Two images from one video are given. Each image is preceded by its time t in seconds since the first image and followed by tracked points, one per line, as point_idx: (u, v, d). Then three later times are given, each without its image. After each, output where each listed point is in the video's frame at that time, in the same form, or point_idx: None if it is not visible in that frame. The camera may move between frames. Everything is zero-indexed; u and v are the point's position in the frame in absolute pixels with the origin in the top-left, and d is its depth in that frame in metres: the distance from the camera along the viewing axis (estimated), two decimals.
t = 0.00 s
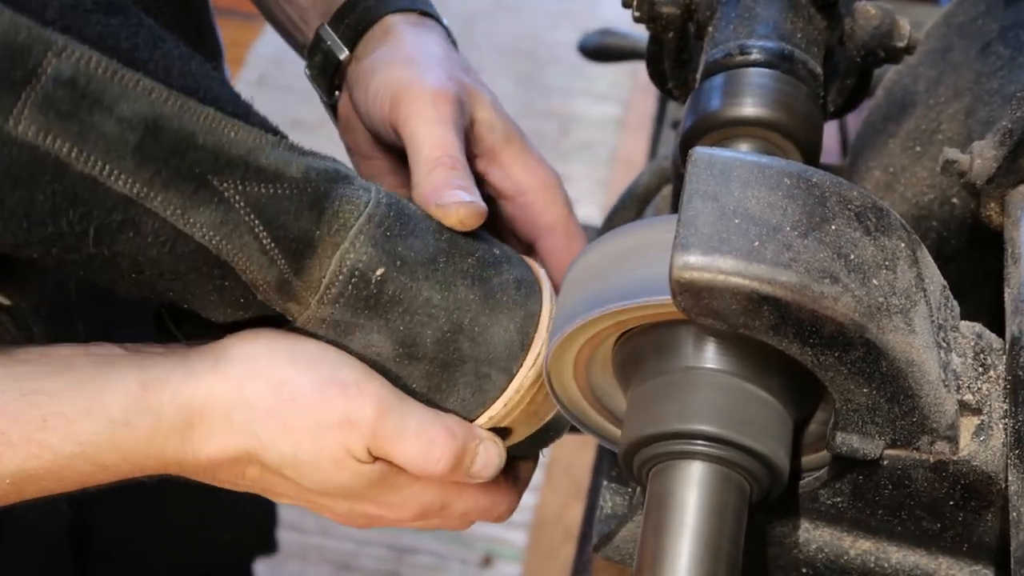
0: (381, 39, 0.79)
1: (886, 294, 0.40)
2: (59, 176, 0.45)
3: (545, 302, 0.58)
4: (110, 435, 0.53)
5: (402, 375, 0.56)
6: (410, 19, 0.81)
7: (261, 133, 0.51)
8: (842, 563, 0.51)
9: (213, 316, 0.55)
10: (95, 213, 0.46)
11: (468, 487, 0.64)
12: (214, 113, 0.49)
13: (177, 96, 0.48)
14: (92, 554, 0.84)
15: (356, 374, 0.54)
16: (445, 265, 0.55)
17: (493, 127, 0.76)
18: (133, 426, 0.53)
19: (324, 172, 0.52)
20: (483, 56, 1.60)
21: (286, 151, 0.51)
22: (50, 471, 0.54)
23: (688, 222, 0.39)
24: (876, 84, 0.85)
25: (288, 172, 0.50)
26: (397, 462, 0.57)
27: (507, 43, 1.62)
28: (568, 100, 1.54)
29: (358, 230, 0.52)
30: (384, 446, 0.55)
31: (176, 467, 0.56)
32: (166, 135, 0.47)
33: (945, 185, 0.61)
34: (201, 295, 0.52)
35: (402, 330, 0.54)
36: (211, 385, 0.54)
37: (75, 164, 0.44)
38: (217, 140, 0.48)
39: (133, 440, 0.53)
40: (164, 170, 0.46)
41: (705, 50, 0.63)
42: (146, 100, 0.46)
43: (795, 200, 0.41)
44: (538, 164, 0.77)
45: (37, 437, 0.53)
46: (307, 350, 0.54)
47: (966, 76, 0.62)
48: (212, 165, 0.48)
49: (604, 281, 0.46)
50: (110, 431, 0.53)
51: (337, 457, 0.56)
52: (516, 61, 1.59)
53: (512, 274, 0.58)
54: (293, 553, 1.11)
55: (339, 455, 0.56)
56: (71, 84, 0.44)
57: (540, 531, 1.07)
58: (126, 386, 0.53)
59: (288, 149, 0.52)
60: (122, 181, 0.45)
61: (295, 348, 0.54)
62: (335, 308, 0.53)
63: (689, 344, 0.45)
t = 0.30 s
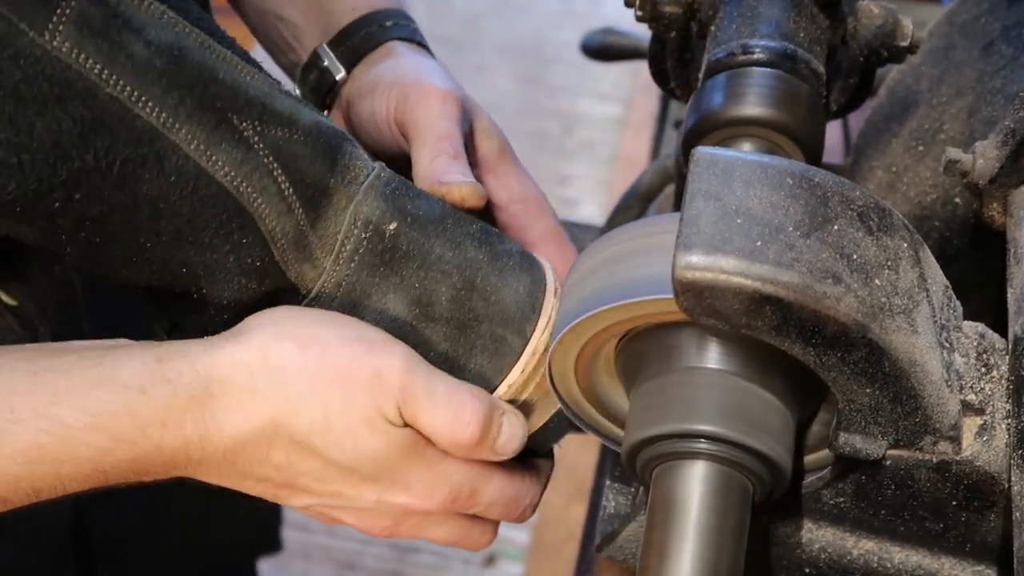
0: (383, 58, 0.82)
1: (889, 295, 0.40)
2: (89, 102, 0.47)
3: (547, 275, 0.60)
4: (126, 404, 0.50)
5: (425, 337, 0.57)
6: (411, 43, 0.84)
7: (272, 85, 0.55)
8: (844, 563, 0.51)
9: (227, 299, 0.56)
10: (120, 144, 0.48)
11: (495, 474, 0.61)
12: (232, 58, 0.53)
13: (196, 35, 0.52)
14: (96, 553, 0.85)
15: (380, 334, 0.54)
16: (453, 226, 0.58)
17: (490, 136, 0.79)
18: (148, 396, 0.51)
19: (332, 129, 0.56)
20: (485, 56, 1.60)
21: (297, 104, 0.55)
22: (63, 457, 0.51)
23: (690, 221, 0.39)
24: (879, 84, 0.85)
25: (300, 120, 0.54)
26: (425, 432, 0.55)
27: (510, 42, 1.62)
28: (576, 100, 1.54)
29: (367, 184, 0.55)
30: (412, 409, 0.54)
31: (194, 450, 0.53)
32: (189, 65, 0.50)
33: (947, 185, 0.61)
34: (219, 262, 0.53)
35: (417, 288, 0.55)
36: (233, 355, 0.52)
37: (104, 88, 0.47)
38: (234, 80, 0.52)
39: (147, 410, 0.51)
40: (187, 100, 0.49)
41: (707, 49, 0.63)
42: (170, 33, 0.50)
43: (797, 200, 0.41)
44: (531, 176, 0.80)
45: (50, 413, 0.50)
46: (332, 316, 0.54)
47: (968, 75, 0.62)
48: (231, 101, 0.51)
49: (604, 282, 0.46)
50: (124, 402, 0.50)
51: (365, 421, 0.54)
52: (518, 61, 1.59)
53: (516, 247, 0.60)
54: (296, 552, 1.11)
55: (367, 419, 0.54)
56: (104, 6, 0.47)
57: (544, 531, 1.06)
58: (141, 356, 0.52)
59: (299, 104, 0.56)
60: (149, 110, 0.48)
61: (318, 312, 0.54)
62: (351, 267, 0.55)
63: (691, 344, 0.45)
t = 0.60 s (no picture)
0: (413, 46, 0.80)
1: (890, 292, 0.40)
2: (66, 134, 0.48)
3: (549, 298, 0.57)
4: (123, 404, 0.53)
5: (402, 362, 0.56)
6: (441, 28, 0.82)
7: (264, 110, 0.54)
8: (845, 560, 0.51)
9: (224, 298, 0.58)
10: (100, 170, 0.49)
11: (469, 487, 0.61)
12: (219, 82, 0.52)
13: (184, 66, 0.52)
14: (97, 554, 0.84)
15: (359, 357, 0.54)
16: (447, 253, 0.55)
17: (514, 137, 0.76)
18: (147, 397, 0.53)
19: (327, 153, 0.54)
20: (486, 55, 1.60)
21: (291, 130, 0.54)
22: (72, 446, 0.54)
23: (691, 219, 0.39)
24: (880, 82, 0.85)
25: (289, 146, 0.53)
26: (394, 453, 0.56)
27: (510, 41, 1.62)
28: (575, 100, 1.54)
29: (358, 209, 0.53)
30: (381, 434, 0.54)
31: (182, 441, 0.56)
32: (168, 97, 0.50)
33: (948, 183, 0.61)
34: (209, 270, 0.55)
35: (400, 314, 0.54)
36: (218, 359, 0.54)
37: (82, 120, 0.48)
38: (218, 109, 0.51)
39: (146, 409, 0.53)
40: (165, 133, 0.50)
41: (707, 48, 0.63)
42: (153, 65, 0.50)
43: (798, 197, 0.41)
44: (559, 181, 0.76)
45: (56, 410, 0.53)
46: (313, 331, 0.54)
47: (969, 74, 0.62)
48: (212, 131, 0.51)
49: (605, 281, 0.46)
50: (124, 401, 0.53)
51: (333, 441, 0.55)
52: (519, 60, 1.59)
53: (517, 270, 0.57)
54: (296, 551, 1.11)
55: (335, 438, 0.55)
56: (82, 40, 0.48)
57: (544, 530, 1.06)
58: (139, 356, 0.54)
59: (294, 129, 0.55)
60: (126, 141, 0.49)
61: (303, 325, 0.54)
62: (336, 288, 0.54)
63: (692, 342, 0.45)
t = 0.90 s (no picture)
0: (458, 37, 0.77)
1: (892, 292, 0.40)
2: (54, 174, 0.43)
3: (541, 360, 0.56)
4: (130, 398, 0.54)
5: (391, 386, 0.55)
6: (488, 19, 0.78)
7: (264, 153, 0.47)
8: (847, 560, 0.51)
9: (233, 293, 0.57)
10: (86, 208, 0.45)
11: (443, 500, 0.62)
12: (212, 134, 0.45)
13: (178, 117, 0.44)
14: (100, 542, 0.86)
15: (339, 387, 0.53)
16: (435, 310, 0.52)
17: (548, 153, 0.69)
18: (151, 391, 0.54)
19: (327, 202, 0.49)
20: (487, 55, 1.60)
21: (290, 177, 0.47)
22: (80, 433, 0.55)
23: (693, 218, 0.39)
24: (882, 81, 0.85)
25: (282, 201, 0.47)
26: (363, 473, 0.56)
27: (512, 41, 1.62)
28: (577, 99, 1.54)
29: (347, 262, 0.50)
30: (351, 459, 0.55)
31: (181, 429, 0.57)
32: (154, 155, 0.44)
33: (951, 183, 0.61)
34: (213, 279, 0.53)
35: (379, 358, 0.53)
36: (214, 361, 0.54)
37: (65, 169, 0.43)
38: (207, 167, 0.45)
39: (151, 402, 0.54)
40: (147, 188, 0.45)
41: (709, 47, 0.63)
42: (138, 121, 0.43)
43: (801, 198, 0.41)
44: (591, 201, 0.69)
45: (66, 403, 0.54)
46: (301, 354, 0.53)
47: (972, 74, 0.62)
48: (198, 190, 0.45)
49: (608, 279, 0.46)
50: (130, 394, 0.54)
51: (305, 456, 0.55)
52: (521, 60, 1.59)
53: (513, 325, 0.55)
54: (298, 550, 1.11)
55: (304, 455, 0.56)
56: (63, 102, 0.41)
57: (545, 529, 1.06)
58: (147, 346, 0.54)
59: (294, 175, 0.48)
60: (108, 191, 0.44)
61: (287, 347, 0.54)
62: (321, 323, 0.52)
63: (694, 342, 0.45)
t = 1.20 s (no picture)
0: (451, 32, 0.78)
1: (893, 289, 0.40)
2: (71, 138, 0.49)
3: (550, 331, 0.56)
4: (127, 393, 0.54)
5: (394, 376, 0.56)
6: (479, 15, 0.79)
7: (281, 125, 0.52)
8: (849, 558, 0.51)
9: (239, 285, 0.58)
10: (102, 174, 0.50)
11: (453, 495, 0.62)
12: (226, 98, 0.51)
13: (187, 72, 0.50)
14: (104, 543, 0.86)
15: (354, 368, 0.54)
16: (447, 279, 0.54)
17: (542, 142, 0.70)
18: (149, 384, 0.54)
19: (340, 169, 0.52)
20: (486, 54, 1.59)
21: (303, 146, 0.52)
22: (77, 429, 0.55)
23: (694, 216, 0.39)
24: (882, 79, 0.84)
25: (297, 164, 0.52)
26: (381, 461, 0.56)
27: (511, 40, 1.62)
28: (577, 97, 1.54)
29: (360, 230, 0.52)
30: (369, 444, 0.55)
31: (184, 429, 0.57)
32: (171, 109, 0.49)
33: (952, 180, 0.61)
34: (211, 264, 0.55)
35: (395, 333, 0.54)
36: (221, 351, 0.54)
37: (83, 127, 0.49)
38: (224, 125, 0.50)
39: (150, 399, 0.54)
40: (166, 146, 0.49)
41: (710, 45, 0.63)
42: (158, 74, 0.49)
43: (802, 195, 0.41)
44: (586, 191, 0.69)
45: (61, 396, 0.54)
46: (315, 337, 0.54)
47: (972, 71, 0.61)
48: (216, 148, 0.50)
49: (608, 278, 0.46)
50: (126, 389, 0.54)
51: (323, 443, 0.55)
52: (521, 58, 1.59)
53: (521, 297, 0.55)
54: (299, 548, 1.11)
55: (322, 442, 0.56)
56: (86, 52, 0.48)
57: (547, 527, 1.06)
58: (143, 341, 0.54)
59: (308, 145, 0.53)
60: (127, 151, 0.49)
61: (299, 334, 0.54)
62: (335, 300, 0.53)
63: (695, 340, 0.45)
